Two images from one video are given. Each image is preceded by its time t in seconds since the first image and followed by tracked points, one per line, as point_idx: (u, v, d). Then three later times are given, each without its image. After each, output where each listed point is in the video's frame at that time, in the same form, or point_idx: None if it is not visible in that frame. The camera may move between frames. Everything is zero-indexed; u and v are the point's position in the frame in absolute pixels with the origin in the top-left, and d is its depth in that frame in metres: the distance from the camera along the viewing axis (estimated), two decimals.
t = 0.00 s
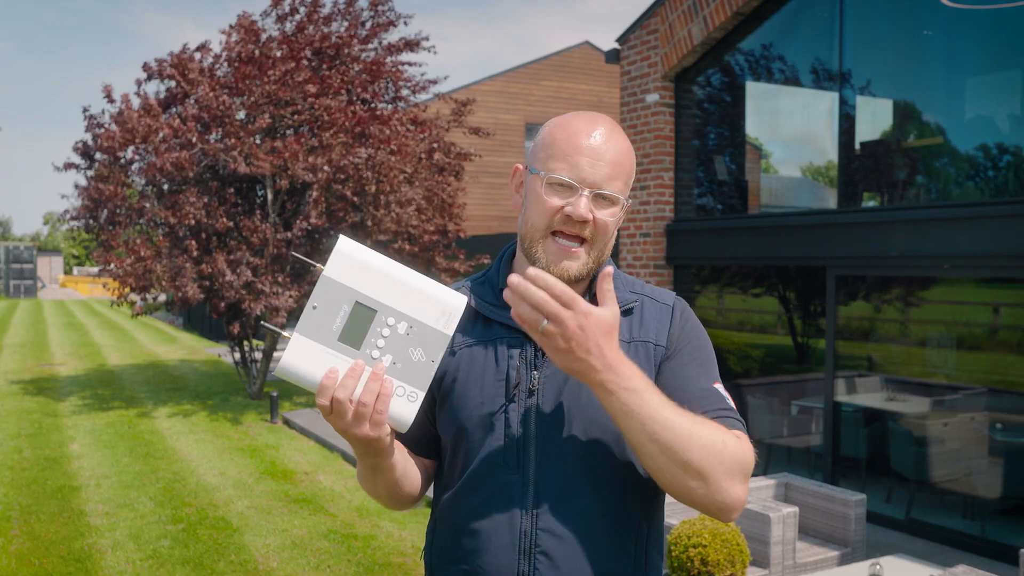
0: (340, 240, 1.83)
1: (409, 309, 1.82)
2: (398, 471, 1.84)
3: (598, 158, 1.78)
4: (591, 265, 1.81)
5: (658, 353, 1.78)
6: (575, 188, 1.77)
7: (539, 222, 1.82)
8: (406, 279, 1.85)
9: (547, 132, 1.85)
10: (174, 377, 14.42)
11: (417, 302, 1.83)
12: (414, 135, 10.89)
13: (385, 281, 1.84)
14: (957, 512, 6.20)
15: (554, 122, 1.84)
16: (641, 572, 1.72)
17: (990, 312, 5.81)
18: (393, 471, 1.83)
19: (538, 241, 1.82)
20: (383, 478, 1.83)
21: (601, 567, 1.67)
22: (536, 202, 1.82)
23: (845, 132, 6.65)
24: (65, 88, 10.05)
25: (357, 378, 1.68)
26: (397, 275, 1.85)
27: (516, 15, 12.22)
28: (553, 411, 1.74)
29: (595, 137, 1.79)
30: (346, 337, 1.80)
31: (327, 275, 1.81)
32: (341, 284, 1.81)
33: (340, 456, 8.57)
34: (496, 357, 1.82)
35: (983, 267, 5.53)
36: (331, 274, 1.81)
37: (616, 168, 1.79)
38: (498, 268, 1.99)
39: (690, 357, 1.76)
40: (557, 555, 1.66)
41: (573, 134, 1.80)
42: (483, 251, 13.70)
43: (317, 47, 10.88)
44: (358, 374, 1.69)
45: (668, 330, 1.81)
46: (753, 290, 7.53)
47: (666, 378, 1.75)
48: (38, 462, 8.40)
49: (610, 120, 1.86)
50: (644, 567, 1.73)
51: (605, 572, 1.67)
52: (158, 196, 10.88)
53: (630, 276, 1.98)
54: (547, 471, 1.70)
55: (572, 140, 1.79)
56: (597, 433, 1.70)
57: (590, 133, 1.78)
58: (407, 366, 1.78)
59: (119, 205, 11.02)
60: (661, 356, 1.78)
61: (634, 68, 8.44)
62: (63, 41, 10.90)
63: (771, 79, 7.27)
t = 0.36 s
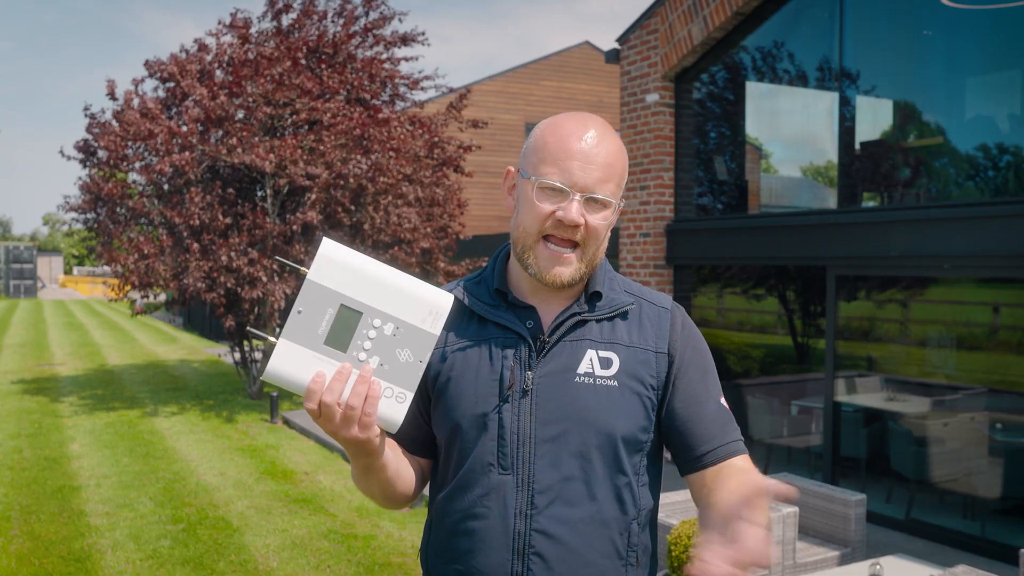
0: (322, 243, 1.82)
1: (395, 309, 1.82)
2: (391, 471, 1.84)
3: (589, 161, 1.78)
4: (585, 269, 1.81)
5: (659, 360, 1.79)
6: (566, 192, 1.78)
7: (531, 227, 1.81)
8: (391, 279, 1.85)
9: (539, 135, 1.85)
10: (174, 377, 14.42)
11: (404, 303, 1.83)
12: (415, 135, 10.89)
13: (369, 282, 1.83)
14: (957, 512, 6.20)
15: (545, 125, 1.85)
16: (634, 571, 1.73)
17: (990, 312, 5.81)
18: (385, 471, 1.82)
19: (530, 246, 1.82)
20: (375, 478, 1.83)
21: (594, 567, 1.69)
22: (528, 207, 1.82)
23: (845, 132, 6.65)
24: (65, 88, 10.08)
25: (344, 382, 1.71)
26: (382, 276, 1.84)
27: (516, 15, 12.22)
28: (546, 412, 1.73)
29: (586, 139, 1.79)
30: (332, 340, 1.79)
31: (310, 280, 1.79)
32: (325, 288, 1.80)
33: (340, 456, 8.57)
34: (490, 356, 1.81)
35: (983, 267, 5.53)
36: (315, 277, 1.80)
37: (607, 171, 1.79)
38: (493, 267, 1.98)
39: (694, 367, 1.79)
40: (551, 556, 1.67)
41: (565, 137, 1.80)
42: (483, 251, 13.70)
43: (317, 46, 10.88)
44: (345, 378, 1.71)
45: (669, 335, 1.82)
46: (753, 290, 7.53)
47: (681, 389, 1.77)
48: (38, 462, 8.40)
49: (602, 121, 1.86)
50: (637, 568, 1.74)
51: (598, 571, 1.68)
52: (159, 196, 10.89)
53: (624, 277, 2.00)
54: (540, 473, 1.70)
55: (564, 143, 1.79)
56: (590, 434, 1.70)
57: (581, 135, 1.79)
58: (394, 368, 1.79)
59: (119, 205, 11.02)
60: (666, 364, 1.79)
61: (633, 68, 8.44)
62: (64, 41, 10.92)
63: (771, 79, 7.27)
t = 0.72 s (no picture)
0: (319, 242, 1.84)
1: (392, 310, 1.83)
2: (387, 472, 1.83)
3: (584, 155, 1.80)
4: (582, 262, 1.81)
5: (660, 358, 1.79)
6: (563, 185, 1.79)
7: (529, 219, 1.81)
8: (389, 281, 1.86)
9: (536, 131, 1.86)
10: (174, 377, 14.41)
11: (401, 304, 1.84)
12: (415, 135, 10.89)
13: (366, 282, 1.85)
14: (957, 511, 6.20)
15: (541, 122, 1.86)
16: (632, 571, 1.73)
17: (991, 312, 5.81)
18: (380, 471, 1.82)
19: (529, 237, 1.81)
20: (370, 479, 1.82)
21: (594, 568, 1.69)
22: (525, 201, 1.83)
23: (844, 131, 6.65)
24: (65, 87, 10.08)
25: (340, 381, 1.70)
26: (379, 278, 1.86)
27: (516, 16, 12.21)
28: (546, 413, 1.73)
29: (583, 133, 1.81)
30: (328, 339, 1.81)
31: (307, 279, 1.81)
32: (322, 287, 1.82)
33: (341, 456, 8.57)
34: (490, 357, 1.81)
35: (983, 267, 5.53)
36: (312, 277, 1.81)
37: (603, 164, 1.81)
38: (493, 267, 1.96)
39: (696, 367, 1.80)
40: (551, 557, 1.68)
41: (561, 131, 1.82)
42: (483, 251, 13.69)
43: (316, 47, 10.89)
44: (341, 377, 1.71)
45: (670, 333, 1.83)
46: (754, 289, 7.53)
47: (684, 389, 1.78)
48: (38, 462, 8.40)
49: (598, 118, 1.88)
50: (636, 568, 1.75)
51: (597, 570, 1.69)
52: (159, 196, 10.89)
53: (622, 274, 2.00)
54: (541, 474, 1.70)
55: (559, 136, 1.81)
56: (591, 435, 1.71)
57: (578, 129, 1.80)
58: (390, 369, 1.79)
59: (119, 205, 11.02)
60: (667, 362, 1.79)
61: (633, 68, 8.44)
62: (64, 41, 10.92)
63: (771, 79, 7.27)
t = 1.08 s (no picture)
0: (343, 249, 1.83)
1: (408, 324, 1.81)
2: (392, 478, 1.83)
3: (577, 152, 1.78)
4: (579, 262, 1.80)
5: (664, 361, 1.80)
6: (556, 184, 1.78)
7: (524, 223, 1.81)
8: (408, 293, 1.84)
9: (529, 131, 1.85)
10: (174, 377, 14.41)
11: (418, 319, 1.81)
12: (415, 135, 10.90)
13: (385, 293, 1.82)
14: (957, 511, 6.20)
15: (534, 123, 1.86)
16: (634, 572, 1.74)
17: (990, 312, 5.81)
18: (386, 476, 1.81)
19: (525, 241, 1.81)
20: (376, 484, 1.82)
21: (595, 570, 1.69)
22: (519, 203, 1.82)
23: (845, 132, 6.65)
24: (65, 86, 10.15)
25: (349, 390, 1.70)
26: (399, 290, 1.83)
27: (516, 16, 12.21)
28: (549, 414, 1.73)
29: (576, 131, 1.80)
30: (342, 348, 1.79)
31: (328, 284, 1.80)
32: (342, 295, 1.81)
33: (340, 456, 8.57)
34: (493, 358, 1.81)
35: (983, 267, 5.53)
36: (332, 283, 1.80)
37: (597, 161, 1.80)
38: (495, 268, 1.98)
39: (694, 375, 1.81)
40: (553, 559, 1.67)
41: (553, 130, 1.81)
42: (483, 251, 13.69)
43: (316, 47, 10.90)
44: (351, 387, 1.71)
45: (673, 337, 1.83)
46: (753, 289, 7.53)
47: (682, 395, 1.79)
48: (38, 462, 8.40)
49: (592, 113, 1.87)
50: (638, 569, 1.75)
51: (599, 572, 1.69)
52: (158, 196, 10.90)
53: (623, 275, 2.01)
54: (544, 475, 1.70)
55: (552, 135, 1.80)
56: (594, 437, 1.70)
57: (570, 128, 1.79)
58: (402, 382, 1.77)
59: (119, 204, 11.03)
60: (670, 367, 1.80)
61: (633, 68, 8.44)
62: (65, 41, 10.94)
63: (771, 80, 7.27)
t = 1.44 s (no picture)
0: (354, 259, 1.76)
1: (426, 328, 1.79)
2: (408, 483, 1.83)
3: (531, 172, 1.75)
4: (549, 276, 1.78)
5: (667, 367, 1.79)
6: (514, 204, 1.75)
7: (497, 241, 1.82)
8: (421, 297, 1.81)
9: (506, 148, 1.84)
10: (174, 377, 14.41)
11: (435, 322, 1.80)
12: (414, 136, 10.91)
13: (401, 299, 1.79)
14: (957, 512, 6.21)
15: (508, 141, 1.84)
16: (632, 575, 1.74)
17: (990, 312, 5.81)
18: (403, 482, 1.81)
19: (498, 258, 1.82)
20: (393, 489, 1.82)
21: (593, 570, 1.69)
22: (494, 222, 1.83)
23: (845, 132, 6.66)
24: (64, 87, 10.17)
25: (378, 401, 1.66)
26: (413, 295, 1.80)
27: (516, 16, 12.21)
28: (551, 414, 1.73)
29: (539, 146, 1.75)
30: (365, 359, 1.75)
31: (345, 297, 1.74)
32: (359, 306, 1.75)
33: (340, 456, 8.57)
34: (499, 357, 1.82)
35: (982, 267, 5.53)
36: (350, 295, 1.75)
37: (554, 173, 1.75)
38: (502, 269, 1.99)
39: (697, 381, 1.80)
40: (552, 558, 1.68)
41: (516, 148, 1.78)
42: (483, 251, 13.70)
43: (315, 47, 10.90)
44: (379, 397, 1.67)
45: (676, 344, 1.82)
46: (753, 289, 7.52)
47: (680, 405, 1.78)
48: (38, 462, 8.40)
49: (566, 117, 1.80)
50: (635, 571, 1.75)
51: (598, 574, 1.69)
52: (158, 196, 10.90)
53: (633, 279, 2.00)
54: (544, 475, 1.70)
55: (510, 155, 1.78)
56: (596, 440, 1.70)
57: (529, 145, 1.75)
58: (425, 388, 1.76)
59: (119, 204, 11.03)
60: (672, 371, 1.79)
61: (633, 68, 8.44)
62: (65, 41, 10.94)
63: (771, 80, 7.27)
